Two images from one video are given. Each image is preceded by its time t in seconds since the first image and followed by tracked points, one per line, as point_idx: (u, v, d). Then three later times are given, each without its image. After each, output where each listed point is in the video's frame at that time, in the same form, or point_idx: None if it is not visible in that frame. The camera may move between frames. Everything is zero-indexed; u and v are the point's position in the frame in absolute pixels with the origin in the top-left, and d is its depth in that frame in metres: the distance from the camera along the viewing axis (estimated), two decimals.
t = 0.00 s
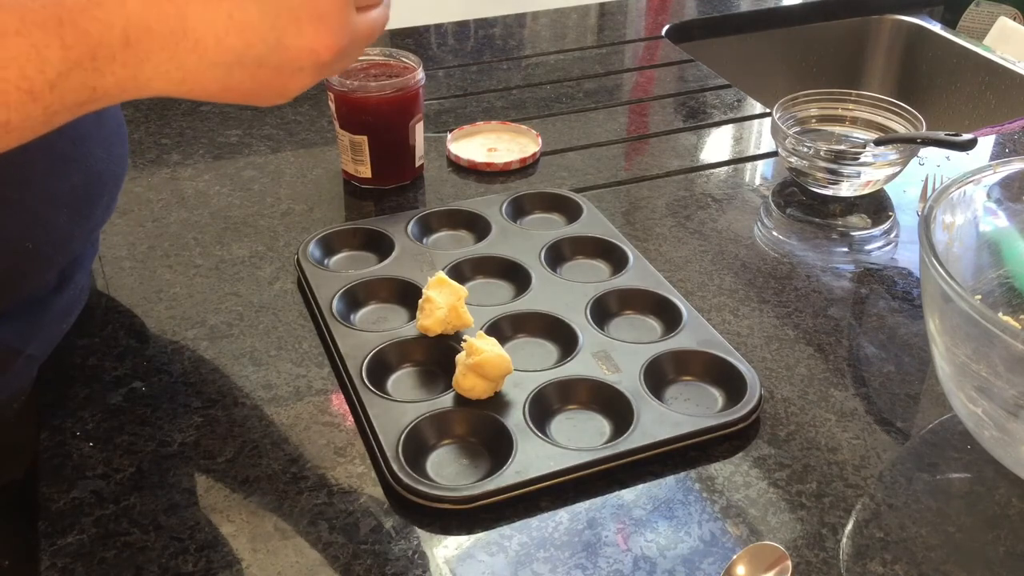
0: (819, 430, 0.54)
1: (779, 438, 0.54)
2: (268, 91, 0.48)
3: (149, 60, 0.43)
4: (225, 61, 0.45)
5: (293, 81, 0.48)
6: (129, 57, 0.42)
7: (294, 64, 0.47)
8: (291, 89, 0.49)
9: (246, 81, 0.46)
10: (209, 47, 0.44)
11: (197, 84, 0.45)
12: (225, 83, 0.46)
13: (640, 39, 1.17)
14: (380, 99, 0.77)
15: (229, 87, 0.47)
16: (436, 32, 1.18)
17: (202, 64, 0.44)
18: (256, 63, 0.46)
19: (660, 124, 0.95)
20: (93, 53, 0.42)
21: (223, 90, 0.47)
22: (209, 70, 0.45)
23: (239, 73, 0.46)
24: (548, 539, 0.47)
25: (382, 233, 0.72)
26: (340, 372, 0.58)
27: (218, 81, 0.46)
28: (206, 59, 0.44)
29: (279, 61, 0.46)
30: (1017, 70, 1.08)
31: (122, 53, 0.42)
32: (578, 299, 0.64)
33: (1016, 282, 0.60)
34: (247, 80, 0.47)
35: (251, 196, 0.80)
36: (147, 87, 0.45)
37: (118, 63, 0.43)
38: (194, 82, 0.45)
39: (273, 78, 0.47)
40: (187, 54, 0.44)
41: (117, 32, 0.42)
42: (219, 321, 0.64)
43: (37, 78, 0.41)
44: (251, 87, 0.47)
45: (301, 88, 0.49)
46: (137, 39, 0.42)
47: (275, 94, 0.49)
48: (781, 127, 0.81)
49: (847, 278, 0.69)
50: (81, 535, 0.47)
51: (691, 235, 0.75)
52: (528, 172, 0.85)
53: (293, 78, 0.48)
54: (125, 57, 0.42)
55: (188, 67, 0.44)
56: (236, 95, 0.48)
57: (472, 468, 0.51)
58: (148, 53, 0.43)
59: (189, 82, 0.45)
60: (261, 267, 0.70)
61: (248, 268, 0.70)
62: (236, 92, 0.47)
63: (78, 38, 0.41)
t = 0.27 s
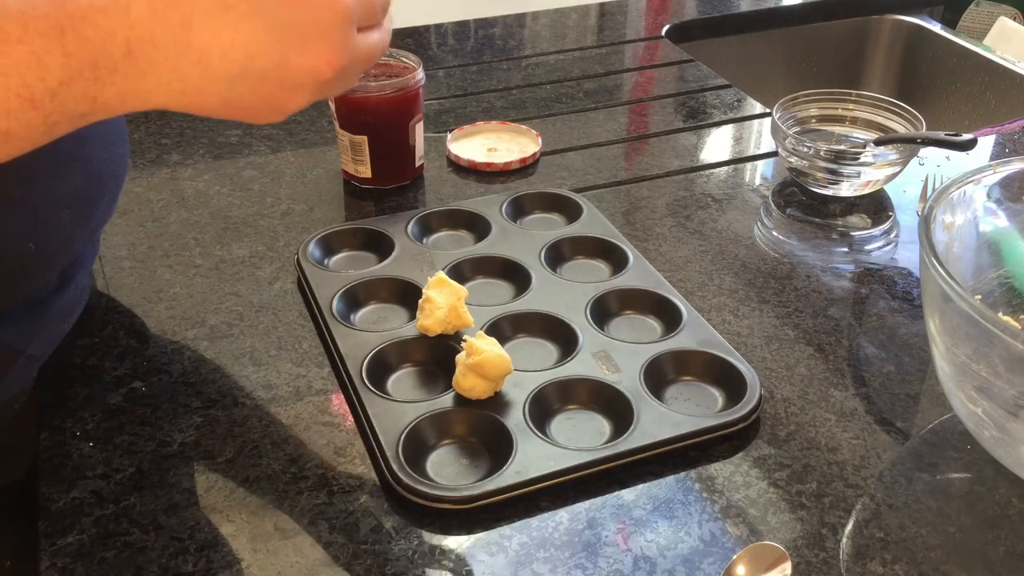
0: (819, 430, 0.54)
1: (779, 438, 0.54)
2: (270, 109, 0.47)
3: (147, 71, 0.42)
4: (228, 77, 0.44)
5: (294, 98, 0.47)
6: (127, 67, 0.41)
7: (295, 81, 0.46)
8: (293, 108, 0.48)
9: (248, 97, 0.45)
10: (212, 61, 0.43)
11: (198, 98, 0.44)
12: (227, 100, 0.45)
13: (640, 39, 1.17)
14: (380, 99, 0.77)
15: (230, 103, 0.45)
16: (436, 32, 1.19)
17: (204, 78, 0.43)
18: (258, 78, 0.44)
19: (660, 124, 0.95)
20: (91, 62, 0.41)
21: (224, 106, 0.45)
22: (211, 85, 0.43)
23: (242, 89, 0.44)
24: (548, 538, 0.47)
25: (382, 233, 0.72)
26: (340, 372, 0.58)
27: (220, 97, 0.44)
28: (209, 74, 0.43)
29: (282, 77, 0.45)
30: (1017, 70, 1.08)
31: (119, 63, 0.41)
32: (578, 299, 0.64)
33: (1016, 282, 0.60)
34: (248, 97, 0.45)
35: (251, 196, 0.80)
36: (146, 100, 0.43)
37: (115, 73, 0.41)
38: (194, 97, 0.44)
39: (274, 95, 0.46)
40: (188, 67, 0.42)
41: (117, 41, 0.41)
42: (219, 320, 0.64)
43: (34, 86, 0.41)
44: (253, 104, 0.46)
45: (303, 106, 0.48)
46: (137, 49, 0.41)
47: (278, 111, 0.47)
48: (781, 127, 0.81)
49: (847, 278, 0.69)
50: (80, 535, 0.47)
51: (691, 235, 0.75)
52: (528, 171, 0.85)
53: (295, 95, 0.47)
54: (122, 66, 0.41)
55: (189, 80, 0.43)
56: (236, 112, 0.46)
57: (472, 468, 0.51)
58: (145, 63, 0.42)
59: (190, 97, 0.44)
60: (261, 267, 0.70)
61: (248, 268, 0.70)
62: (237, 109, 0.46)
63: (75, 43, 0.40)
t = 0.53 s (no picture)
0: (819, 430, 0.54)
1: (779, 437, 0.54)
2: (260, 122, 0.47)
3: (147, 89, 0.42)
4: (218, 94, 0.43)
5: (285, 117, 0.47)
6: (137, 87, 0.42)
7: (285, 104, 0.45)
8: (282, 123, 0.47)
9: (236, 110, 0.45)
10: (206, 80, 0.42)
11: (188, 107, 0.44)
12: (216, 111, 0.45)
13: (640, 39, 1.17)
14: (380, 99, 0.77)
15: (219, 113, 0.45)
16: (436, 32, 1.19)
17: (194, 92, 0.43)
18: (248, 98, 0.44)
19: (660, 124, 0.95)
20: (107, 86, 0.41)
21: (212, 116, 0.45)
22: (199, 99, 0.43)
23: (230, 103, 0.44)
24: (548, 538, 0.47)
25: (382, 233, 0.72)
26: (341, 372, 0.58)
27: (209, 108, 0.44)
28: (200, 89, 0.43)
29: (267, 101, 0.45)
30: (1017, 70, 1.08)
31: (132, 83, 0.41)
32: (578, 299, 0.64)
33: (1016, 282, 0.60)
34: (235, 113, 0.45)
35: (251, 196, 0.80)
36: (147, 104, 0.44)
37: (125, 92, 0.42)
38: (183, 107, 0.44)
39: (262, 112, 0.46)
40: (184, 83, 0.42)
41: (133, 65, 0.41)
42: (219, 320, 0.64)
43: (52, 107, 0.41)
44: (243, 118, 0.46)
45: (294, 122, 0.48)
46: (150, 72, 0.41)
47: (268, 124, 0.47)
48: (781, 127, 0.81)
49: (847, 278, 0.69)
50: (80, 535, 0.47)
51: (691, 235, 0.75)
52: (528, 171, 0.85)
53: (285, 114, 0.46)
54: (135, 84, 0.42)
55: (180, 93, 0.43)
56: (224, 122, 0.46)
57: (472, 468, 0.51)
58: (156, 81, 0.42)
59: (180, 106, 0.44)
60: (261, 267, 0.70)
61: (248, 268, 0.70)
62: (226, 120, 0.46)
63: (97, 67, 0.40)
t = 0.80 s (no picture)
0: (819, 430, 0.54)
1: (780, 437, 0.54)
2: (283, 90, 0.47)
3: (161, 76, 0.42)
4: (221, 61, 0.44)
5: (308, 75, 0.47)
6: (140, 77, 0.42)
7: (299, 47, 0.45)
8: (308, 91, 0.48)
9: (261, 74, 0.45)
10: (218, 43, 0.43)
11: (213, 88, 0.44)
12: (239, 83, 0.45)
13: (640, 39, 1.17)
14: (380, 98, 0.77)
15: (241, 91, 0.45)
16: (436, 32, 1.18)
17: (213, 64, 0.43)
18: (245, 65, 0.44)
19: (660, 124, 0.95)
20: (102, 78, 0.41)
21: (221, 95, 0.45)
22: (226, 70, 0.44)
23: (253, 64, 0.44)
24: (548, 538, 0.47)
25: (382, 233, 0.72)
26: (341, 372, 0.58)
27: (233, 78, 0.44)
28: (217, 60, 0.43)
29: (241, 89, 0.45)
30: (1017, 70, 1.08)
31: (131, 73, 0.42)
32: (578, 299, 0.64)
33: (1016, 282, 0.60)
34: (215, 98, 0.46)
35: (251, 196, 0.80)
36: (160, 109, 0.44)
37: (129, 83, 0.42)
38: (210, 93, 0.44)
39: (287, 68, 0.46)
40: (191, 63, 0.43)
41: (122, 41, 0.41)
42: (219, 320, 0.64)
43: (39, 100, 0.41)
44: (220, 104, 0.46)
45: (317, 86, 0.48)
46: (144, 51, 0.42)
47: (295, 94, 0.47)
48: (781, 127, 0.81)
49: (847, 278, 0.69)
50: (80, 536, 0.47)
51: (691, 235, 0.75)
52: (528, 171, 0.85)
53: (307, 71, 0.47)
54: (132, 70, 0.42)
55: (198, 76, 0.43)
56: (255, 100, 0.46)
57: (472, 468, 0.51)
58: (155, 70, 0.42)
59: (192, 90, 0.43)
60: (261, 267, 0.70)
61: (248, 268, 0.70)
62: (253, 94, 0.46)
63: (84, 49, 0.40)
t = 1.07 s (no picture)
0: (819, 430, 0.54)
1: (780, 437, 0.54)
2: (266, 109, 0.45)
3: (153, 83, 0.41)
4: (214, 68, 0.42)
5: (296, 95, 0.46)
6: (136, 102, 0.41)
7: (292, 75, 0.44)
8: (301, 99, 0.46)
9: (248, 95, 0.44)
10: (211, 70, 0.42)
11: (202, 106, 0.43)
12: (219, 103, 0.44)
13: (640, 39, 1.17)
14: (379, 98, 0.77)
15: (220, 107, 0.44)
16: (436, 32, 1.18)
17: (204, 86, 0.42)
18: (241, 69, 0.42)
19: (660, 124, 0.95)
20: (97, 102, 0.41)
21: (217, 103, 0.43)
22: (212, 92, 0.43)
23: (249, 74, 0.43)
24: (548, 538, 0.47)
25: (382, 233, 0.72)
26: (340, 372, 0.58)
27: (218, 98, 0.43)
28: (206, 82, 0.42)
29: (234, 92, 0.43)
30: (1017, 70, 1.08)
31: (126, 85, 0.41)
32: (578, 299, 0.64)
33: (1016, 282, 0.60)
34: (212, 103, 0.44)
35: (251, 196, 0.80)
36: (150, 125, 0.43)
37: (125, 95, 0.41)
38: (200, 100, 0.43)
39: (275, 92, 0.44)
40: (185, 91, 0.42)
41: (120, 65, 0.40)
42: (219, 320, 0.64)
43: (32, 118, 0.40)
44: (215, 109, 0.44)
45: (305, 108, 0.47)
46: (140, 77, 0.41)
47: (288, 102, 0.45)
48: (781, 127, 0.81)
49: (847, 278, 0.69)
50: (80, 536, 0.47)
51: (691, 235, 0.75)
52: (528, 171, 0.85)
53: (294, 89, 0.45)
54: (125, 96, 0.41)
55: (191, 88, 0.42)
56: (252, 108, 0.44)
57: (472, 468, 0.51)
58: (150, 96, 0.42)
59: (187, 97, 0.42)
60: (261, 267, 0.70)
61: (248, 268, 0.70)
62: (234, 111, 0.44)
63: (81, 70, 0.40)
